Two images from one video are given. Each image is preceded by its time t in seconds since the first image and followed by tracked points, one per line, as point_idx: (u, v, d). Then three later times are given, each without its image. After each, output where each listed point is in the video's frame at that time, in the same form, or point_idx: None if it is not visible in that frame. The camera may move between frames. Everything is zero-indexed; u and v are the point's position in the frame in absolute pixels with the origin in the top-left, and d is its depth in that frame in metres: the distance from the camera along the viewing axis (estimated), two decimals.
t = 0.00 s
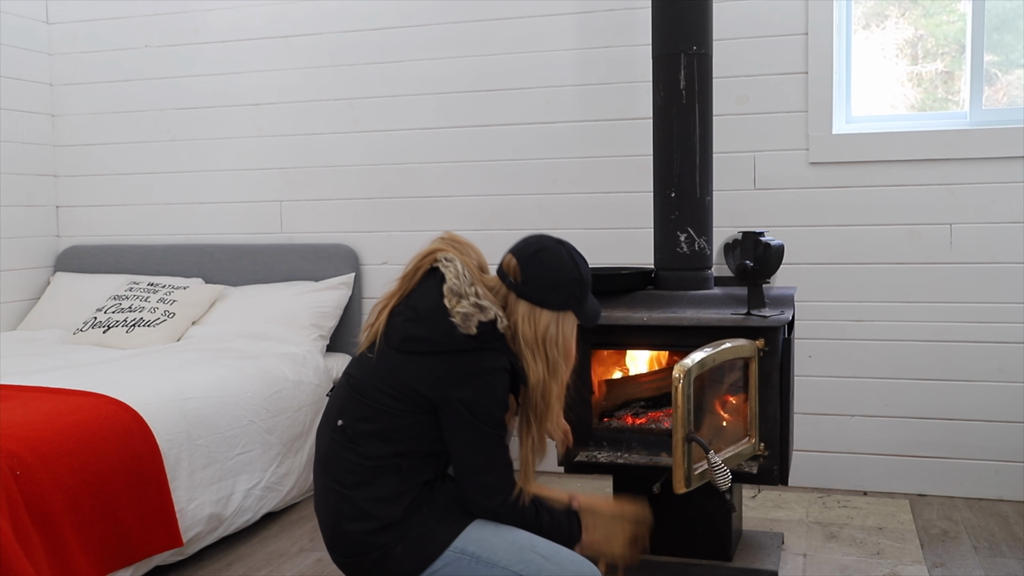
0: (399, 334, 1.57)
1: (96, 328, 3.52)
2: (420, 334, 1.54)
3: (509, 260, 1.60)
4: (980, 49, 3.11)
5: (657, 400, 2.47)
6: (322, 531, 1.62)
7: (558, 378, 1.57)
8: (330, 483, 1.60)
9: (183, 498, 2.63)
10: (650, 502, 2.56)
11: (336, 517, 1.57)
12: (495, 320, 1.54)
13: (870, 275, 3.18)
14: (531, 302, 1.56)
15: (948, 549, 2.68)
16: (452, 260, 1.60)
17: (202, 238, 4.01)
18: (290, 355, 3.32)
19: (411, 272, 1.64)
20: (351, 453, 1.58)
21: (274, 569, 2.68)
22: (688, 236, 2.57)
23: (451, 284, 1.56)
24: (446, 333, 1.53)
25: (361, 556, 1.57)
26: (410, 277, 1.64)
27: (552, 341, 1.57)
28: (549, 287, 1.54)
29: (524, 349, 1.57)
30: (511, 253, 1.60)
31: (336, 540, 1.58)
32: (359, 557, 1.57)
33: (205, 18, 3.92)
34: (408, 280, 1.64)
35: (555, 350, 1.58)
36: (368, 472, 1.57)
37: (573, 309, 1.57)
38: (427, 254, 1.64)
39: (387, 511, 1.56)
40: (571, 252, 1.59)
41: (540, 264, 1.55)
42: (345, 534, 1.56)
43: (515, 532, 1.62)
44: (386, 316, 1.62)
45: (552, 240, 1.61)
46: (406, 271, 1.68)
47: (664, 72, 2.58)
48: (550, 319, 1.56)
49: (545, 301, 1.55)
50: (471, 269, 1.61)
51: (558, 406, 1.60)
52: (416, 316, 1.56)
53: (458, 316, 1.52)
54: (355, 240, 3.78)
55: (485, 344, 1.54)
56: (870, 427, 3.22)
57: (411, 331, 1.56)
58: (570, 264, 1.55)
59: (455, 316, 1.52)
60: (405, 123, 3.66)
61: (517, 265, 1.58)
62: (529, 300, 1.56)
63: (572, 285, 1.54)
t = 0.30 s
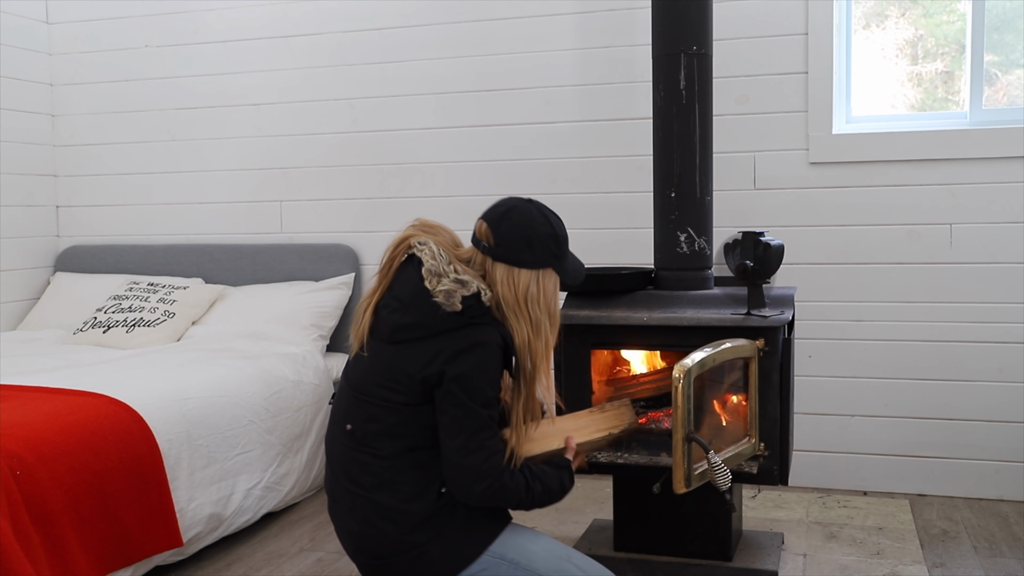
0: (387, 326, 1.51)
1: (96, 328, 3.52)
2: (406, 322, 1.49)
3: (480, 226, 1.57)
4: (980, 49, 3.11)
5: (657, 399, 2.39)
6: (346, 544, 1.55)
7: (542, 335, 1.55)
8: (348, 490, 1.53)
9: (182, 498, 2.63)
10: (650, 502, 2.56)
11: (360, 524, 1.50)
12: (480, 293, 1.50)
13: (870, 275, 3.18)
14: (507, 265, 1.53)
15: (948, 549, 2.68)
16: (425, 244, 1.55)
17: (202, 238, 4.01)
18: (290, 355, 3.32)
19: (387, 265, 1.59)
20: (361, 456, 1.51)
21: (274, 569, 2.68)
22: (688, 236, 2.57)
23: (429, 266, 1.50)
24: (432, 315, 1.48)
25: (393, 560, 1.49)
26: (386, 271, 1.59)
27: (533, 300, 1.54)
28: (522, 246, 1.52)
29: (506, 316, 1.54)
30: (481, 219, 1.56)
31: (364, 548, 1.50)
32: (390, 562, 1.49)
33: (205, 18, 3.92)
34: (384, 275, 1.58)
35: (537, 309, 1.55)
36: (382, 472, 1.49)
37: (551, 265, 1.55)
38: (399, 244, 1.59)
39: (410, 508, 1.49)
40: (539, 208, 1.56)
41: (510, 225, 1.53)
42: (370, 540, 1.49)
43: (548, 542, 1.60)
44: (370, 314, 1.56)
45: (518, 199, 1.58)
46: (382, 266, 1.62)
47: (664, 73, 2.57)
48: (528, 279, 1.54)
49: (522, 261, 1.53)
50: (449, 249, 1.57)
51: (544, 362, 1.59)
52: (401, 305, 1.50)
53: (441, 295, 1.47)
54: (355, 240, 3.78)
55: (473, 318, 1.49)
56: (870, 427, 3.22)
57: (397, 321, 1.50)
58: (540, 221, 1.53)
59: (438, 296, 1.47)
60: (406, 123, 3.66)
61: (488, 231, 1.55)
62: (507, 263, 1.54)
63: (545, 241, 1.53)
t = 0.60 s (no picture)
0: (400, 327, 1.51)
1: (96, 328, 3.51)
2: (418, 320, 1.49)
3: (483, 222, 1.58)
4: (980, 49, 3.11)
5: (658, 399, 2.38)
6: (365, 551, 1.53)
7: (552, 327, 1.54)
8: (368, 495, 1.52)
9: (182, 498, 2.63)
10: (651, 501, 2.56)
11: (381, 528, 1.50)
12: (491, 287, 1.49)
13: (870, 275, 3.18)
14: (514, 259, 1.54)
15: (947, 549, 2.68)
16: (433, 242, 1.54)
17: (202, 239, 4.01)
18: (290, 355, 3.32)
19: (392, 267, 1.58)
20: (381, 460, 1.51)
21: (274, 569, 2.68)
22: (688, 236, 2.57)
23: (438, 262, 1.49)
24: (445, 312, 1.47)
25: (416, 564, 1.49)
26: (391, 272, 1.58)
27: (541, 293, 1.55)
28: (527, 239, 1.53)
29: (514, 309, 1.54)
30: (485, 215, 1.57)
31: (386, 554, 1.50)
32: (413, 566, 1.49)
33: (205, 18, 3.92)
34: (390, 277, 1.58)
35: (544, 301, 1.55)
36: (401, 475, 1.49)
37: (556, 257, 1.56)
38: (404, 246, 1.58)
39: (432, 510, 1.48)
40: (541, 201, 1.57)
41: (514, 219, 1.53)
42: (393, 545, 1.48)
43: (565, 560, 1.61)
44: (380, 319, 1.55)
45: (518, 193, 1.59)
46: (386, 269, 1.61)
47: (664, 72, 2.57)
48: (535, 271, 1.55)
49: (527, 255, 1.54)
50: (455, 248, 1.55)
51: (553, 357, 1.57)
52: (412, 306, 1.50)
53: (454, 290, 1.46)
54: (355, 240, 3.78)
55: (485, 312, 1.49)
56: (870, 427, 3.22)
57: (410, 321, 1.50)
58: (543, 214, 1.54)
59: (451, 291, 1.46)
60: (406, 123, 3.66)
61: (492, 226, 1.56)
62: (513, 257, 1.54)
63: (550, 234, 1.53)
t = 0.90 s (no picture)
0: (447, 316, 1.47)
1: (96, 328, 3.52)
2: (469, 314, 1.45)
3: (533, 226, 1.53)
4: (980, 49, 3.11)
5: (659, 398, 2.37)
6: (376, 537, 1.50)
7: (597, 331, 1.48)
8: (389, 481, 1.48)
9: (182, 498, 2.63)
10: (651, 502, 2.56)
11: (399, 518, 1.47)
12: (547, 290, 1.45)
13: (870, 275, 3.18)
14: (565, 264, 1.49)
15: (948, 549, 2.68)
16: (492, 238, 1.51)
17: (202, 238, 4.01)
18: (290, 355, 3.32)
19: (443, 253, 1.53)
20: (409, 448, 1.47)
21: (274, 569, 2.68)
22: (688, 236, 2.57)
23: (497, 258, 1.46)
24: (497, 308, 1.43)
25: (431, 558, 1.47)
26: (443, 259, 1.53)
27: (590, 296, 1.49)
28: (580, 245, 1.49)
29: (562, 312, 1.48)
30: (535, 219, 1.53)
31: (400, 544, 1.47)
32: (426, 560, 1.47)
33: (205, 18, 3.92)
34: (442, 265, 1.53)
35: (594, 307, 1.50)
36: (429, 468, 1.46)
37: (605, 264, 1.51)
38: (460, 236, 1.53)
39: (454, 506, 1.46)
40: (591, 207, 1.53)
41: (567, 223, 1.49)
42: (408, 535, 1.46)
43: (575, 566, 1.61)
44: (424, 306, 1.50)
45: (568, 199, 1.54)
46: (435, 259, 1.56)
47: (664, 72, 2.57)
48: (585, 275, 1.49)
49: (579, 261, 1.49)
50: (514, 246, 1.52)
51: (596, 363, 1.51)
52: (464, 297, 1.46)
53: (511, 287, 1.43)
54: (355, 240, 3.78)
55: (537, 315, 1.45)
56: (870, 427, 3.22)
57: (460, 312, 1.45)
58: (594, 219, 1.50)
59: (507, 288, 1.42)
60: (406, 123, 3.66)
61: (543, 231, 1.51)
62: (564, 261, 1.49)
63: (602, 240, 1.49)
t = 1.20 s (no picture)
0: (483, 315, 1.56)
1: (96, 328, 3.51)
2: (506, 316, 1.54)
3: (570, 240, 1.66)
4: (980, 49, 3.11)
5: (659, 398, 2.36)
6: (387, 524, 1.58)
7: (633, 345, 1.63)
8: (404, 469, 1.56)
9: (182, 498, 2.63)
10: (651, 502, 2.56)
11: (414, 506, 1.54)
12: (586, 303, 1.55)
13: (870, 275, 3.18)
14: (599, 277, 1.62)
15: (948, 549, 2.68)
16: (538, 245, 1.61)
17: (202, 238, 4.01)
18: (290, 355, 3.32)
19: (486, 255, 1.64)
20: (431, 439, 1.56)
21: (274, 569, 2.68)
22: (688, 236, 2.57)
23: (541, 267, 1.56)
24: (537, 312, 1.53)
25: (437, 548, 1.54)
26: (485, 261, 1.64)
27: (624, 312, 1.64)
28: (615, 260, 1.62)
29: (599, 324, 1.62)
30: (570, 233, 1.67)
31: (412, 532, 1.54)
32: (434, 550, 1.54)
33: (205, 18, 3.92)
34: (483, 265, 1.64)
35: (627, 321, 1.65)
36: (451, 461, 1.54)
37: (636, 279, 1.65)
38: (503, 240, 1.64)
39: (465, 500, 1.53)
40: (626, 224, 1.66)
41: (603, 239, 1.62)
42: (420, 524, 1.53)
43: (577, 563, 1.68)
44: (461, 303, 1.61)
45: (603, 214, 1.67)
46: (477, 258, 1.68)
47: (664, 72, 2.57)
48: (619, 291, 1.64)
49: (613, 275, 1.63)
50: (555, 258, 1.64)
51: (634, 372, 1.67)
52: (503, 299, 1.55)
53: (552, 296, 1.53)
54: (355, 240, 3.78)
55: (571, 325, 1.55)
56: (870, 427, 3.22)
57: (497, 314, 1.55)
58: (628, 237, 1.63)
59: (547, 296, 1.53)
60: (406, 123, 3.66)
61: (580, 245, 1.65)
62: (599, 276, 1.63)
63: (636, 257, 1.63)
